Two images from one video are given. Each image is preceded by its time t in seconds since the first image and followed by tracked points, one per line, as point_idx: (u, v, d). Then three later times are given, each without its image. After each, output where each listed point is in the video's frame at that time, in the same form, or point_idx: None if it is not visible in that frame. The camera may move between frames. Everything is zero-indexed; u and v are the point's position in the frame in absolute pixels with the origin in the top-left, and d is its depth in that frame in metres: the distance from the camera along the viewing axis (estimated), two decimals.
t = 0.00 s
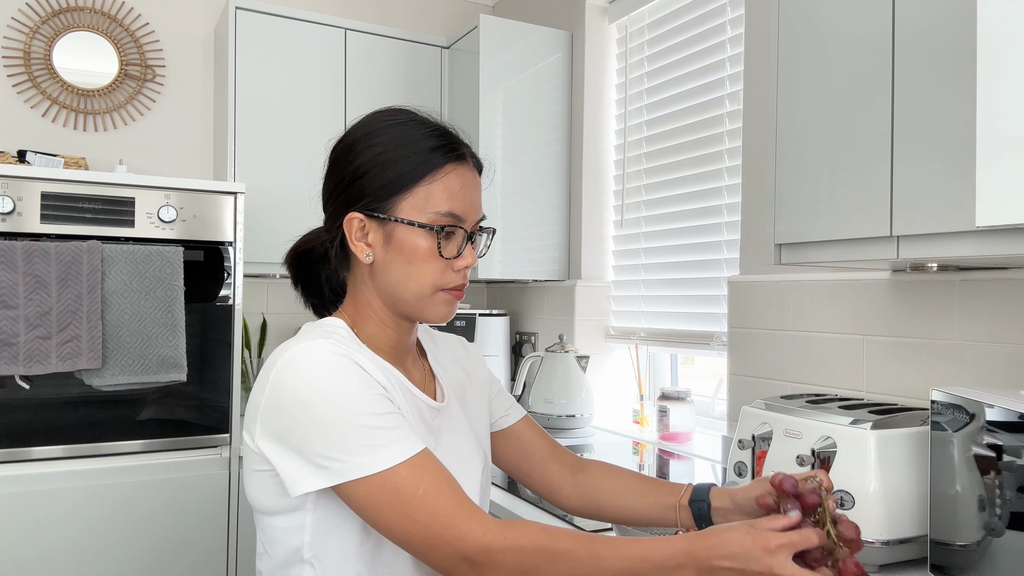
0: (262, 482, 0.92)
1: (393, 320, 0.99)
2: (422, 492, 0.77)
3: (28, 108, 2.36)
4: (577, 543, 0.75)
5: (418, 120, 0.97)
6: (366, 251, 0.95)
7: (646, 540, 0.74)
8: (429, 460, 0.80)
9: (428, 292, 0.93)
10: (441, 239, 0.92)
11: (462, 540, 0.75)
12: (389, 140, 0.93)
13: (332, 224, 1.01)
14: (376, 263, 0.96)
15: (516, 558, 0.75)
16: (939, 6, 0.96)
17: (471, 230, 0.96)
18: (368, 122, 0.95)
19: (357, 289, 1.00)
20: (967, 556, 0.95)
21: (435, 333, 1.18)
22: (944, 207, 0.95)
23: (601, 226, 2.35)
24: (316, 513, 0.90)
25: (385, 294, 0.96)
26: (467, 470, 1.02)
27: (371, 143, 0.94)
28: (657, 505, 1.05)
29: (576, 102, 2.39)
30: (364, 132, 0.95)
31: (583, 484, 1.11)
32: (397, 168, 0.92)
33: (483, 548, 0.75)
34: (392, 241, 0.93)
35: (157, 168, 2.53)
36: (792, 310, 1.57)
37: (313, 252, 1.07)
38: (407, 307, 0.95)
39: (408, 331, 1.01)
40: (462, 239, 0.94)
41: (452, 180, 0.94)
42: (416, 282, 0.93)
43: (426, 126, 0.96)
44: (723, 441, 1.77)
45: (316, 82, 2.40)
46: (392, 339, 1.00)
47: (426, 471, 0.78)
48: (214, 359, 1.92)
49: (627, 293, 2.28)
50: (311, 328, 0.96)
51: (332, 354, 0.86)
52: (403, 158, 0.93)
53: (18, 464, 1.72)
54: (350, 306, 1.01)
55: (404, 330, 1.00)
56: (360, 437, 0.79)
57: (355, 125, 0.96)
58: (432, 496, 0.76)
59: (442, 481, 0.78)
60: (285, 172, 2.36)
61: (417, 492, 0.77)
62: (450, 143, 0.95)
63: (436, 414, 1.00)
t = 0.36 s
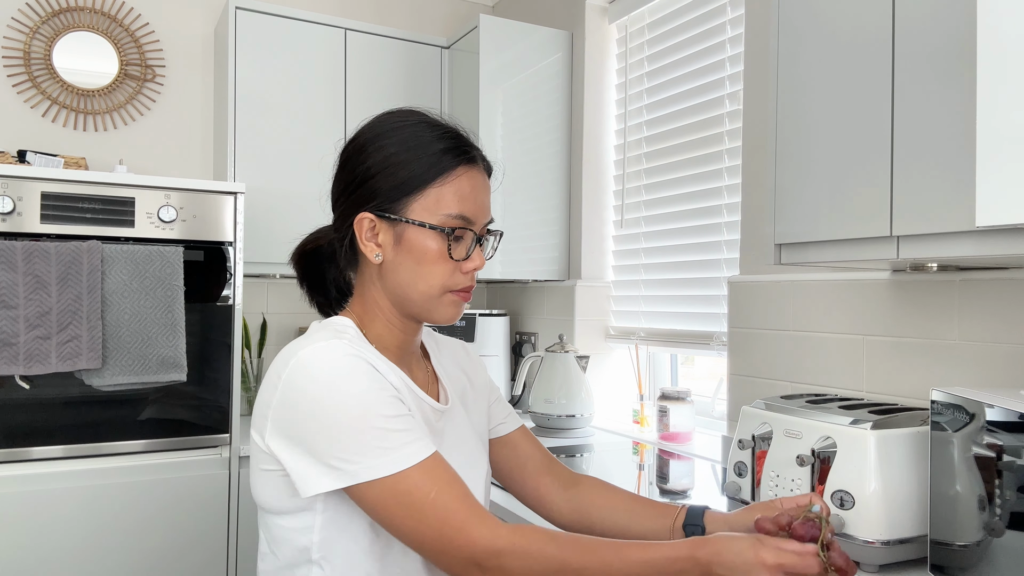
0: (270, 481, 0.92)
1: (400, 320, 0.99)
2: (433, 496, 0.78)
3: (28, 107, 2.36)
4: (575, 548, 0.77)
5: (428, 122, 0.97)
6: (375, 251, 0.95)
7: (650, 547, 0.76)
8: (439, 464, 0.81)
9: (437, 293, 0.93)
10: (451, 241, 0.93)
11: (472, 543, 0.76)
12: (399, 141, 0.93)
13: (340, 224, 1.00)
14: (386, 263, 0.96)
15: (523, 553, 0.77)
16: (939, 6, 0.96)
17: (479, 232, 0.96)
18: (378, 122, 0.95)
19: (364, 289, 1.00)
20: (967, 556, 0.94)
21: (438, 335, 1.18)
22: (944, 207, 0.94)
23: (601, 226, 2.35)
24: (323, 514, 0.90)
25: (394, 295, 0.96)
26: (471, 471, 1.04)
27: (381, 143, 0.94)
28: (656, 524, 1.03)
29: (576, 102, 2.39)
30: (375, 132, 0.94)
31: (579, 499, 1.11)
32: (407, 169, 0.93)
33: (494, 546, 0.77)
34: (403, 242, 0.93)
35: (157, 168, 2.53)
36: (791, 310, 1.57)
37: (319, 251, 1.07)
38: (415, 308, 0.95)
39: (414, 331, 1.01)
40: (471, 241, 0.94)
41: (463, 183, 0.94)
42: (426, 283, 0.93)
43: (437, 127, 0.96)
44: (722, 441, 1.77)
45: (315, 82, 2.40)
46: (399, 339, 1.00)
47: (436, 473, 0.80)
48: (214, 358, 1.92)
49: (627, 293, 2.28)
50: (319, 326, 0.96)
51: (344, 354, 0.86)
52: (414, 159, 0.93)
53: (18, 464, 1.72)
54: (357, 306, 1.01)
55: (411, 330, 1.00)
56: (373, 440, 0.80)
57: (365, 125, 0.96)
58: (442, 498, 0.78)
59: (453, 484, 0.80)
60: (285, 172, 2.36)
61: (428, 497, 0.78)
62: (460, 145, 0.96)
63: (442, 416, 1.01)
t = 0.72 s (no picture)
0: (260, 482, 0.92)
1: (397, 320, 0.99)
2: (394, 510, 0.78)
3: (28, 107, 2.36)
4: (520, 563, 0.78)
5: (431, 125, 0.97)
6: (374, 251, 0.95)
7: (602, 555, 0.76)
8: (404, 476, 0.80)
9: (434, 295, 0.94)
10: (450, 243, 0.93)
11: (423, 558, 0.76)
12: (402, 143, 0.93)
13: (339, 222, 1.00)
14: (384, 263, 0.95)
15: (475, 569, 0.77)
16: (938, 6, 0.96)
17: (479, 236, 0.97)
18: (382, 123, 0.95)
19: (362, 287, 1.00)
20: (968, 556, 0.95)
21: (435, 334, 1.19)
22: (944, 207, 0.95)
23: (601, 226, 2.35)
24: (311, 516, 0.90)
25: (391, 295, 0.96)
26: (466, 470, 1.02)
27: (384, 144, 0.94)
28: (664, 525, 1.05)
29: (576, 102, 2.39)
30: (378, 133, 0.94)
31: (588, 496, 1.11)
32: (409, 172, 0.93)
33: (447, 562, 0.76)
34: (403, 243, 0.93)
35: (157, 168, 2.53)
36: (792, 310, 1.57)
37: (318, 248, 1.07)
38: (412, 309, 0.95)
39: (410, 332, 1.01)
40: (470, 245, 0.94)
41: (464, 187, 0.95)
42: (423, 284, 0.93)
43: (440, 131, 0.96)
44: (722, 441, 1.77)
45: (315, 82, 2.40)
46: (395, 339, 1.00)
47: (401, 486, 0.79)
48: (214, 358, 1.92)
49: (627, 293, 2.28)
50: (315, 324, 0.96)
51: (328, 354, 0.86)
52: (417, 161, 0.93)
53: (18, 464, 1.72)
54: (353, 304, 1.01)
55: (407, 331, 1.00)
56: (339, 447, 0.79)
57: (368, 125, 0.96)
58: (403, 512, 0.78)
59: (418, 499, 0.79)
60: (285, 172, 2.36)
61: (388, 510, 0.78)
62: (463, 150, 0.96)
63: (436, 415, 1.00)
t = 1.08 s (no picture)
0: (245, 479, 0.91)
1: (390, 322, 0.99)
2: (296, 497, 0.72)
3: (28, 107, 2.36)
4: None
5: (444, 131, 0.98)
6: (370, 251, 0.95)
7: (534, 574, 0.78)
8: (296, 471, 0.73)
9: (423, 301, 0.93)
10: (444, 252, 0.92)
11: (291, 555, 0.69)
12: (412, 147, 0.94)
13: (344, 218, 1.01)
14: (379, 264, 0.96)
15: None
16: (938, 6, 0.96)
17: (476, 247, 0.96)
18: (398, 125, 0.96)
19: (358, 286, 1.00)
20: (967, 556, 0.95)
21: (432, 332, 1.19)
22: (944, 207, 0.95)
23: (601, 226, 2.35)
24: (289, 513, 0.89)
25: (383, 297, 0.96)
26: (452, 469, 0.99)
27: (395, 146, 0.94)
28: (639, 524, 1.06)
29: (576, 102, 2.39)
30: (391, 134, 0.95)
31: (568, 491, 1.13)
32: (415, 175, 0.93)
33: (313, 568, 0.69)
34: (396, 245, 0.93)
35: (158, 168, 2.53)
36: (792, 310, 1.57)
37: (326, 242, 1.07)
38: (401, 313, 0.95)
39: (404, 334, 1.01)
40: (465, 256, 0.94)
41: (465, 197, 0.94)
42: (414, 289, 0.93)
43: (451, 140, 0.96)
44: (723, 441, 1.77)
45: (315, 82, 2.40)
46: (387, 341, 1.00)
47: (320, 481, 0.73)
48: (214, 358, 1.92)
49: (627, 293, 2.28)
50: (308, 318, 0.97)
51: (301, 347, 0.84)
52: (421, 168, 0.93)
53: (18, 464, 1.73)
54: (349, 302, 1.01)
55: (401, 333, 1.00)
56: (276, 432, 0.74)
57: (383, 126, 0.97)
58: (307, 504, 0.72)
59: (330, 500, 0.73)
60: (285, 171, 2.36)
61: (289, 494, 0.72)
62: (472, 160, 0.96)
63: (421, 413, 0.99)
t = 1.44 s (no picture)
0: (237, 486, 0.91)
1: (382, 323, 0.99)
2: (224, 502, 0.74)
3: (28, 107, 2.36)
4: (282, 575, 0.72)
5: (442, 136, 0.98)
6: (362, 252, 0.96)
7: None
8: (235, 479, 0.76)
9: (412, 304, 0.93)
10: (434, 256, 0.92)
11: (199, 553, 0.72)
12: (408, 149, 0.94)
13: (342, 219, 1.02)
14: (371, 266, 0.96)
15: None
16: (938, 6, 0.96)
17: (469, 253, 0.95)
18: (398, 127, 0.97)
19: (353, 287, 1.01)
20: (967, 556, 0.94)
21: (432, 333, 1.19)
22: (944, 207, 0.94)
23: (601, 226, 2.35)
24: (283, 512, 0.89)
25: (375, 298, 0.96)
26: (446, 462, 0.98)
27: (392, 148, 0.95)
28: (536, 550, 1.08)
29: (576, 102, 2.39)
30: (390, 136, 0.96)
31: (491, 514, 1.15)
32: (408, 177, 0.93)
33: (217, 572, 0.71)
34: (387, 248, 0.93)
35: (158, 168, 2.53)
36: (792, 310, 1.57)
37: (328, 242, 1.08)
38: (392, 315, 0.95)
39: (397, 336, 1.01)
40: (456, 260, 0.93)
41: (458, 201, 0.94)
42: (402, 292, 0.93)
43: (449, 144, 0.97)
44: (722, 441, 1.77)
45: (315, 82, 2.40)
46: (380, 343, 1.00)
47: (254, 492, 0.75)
48: (214, 358, 1.92)
49: (627, 293, 2.28)
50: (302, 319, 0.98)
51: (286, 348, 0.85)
52: (416, 171, 0.93)
53: (18, 464, 1.73)
54: (344, 302, 1.02)
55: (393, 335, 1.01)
56: (234, 439, 0.75)
57: (384, 128, 0.97)
58: (235, 513, 0.74)
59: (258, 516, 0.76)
60: (285, 171, 2.36)
61: (220, 499, 0.74)
62: (468, 166, 0.96)
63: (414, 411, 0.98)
